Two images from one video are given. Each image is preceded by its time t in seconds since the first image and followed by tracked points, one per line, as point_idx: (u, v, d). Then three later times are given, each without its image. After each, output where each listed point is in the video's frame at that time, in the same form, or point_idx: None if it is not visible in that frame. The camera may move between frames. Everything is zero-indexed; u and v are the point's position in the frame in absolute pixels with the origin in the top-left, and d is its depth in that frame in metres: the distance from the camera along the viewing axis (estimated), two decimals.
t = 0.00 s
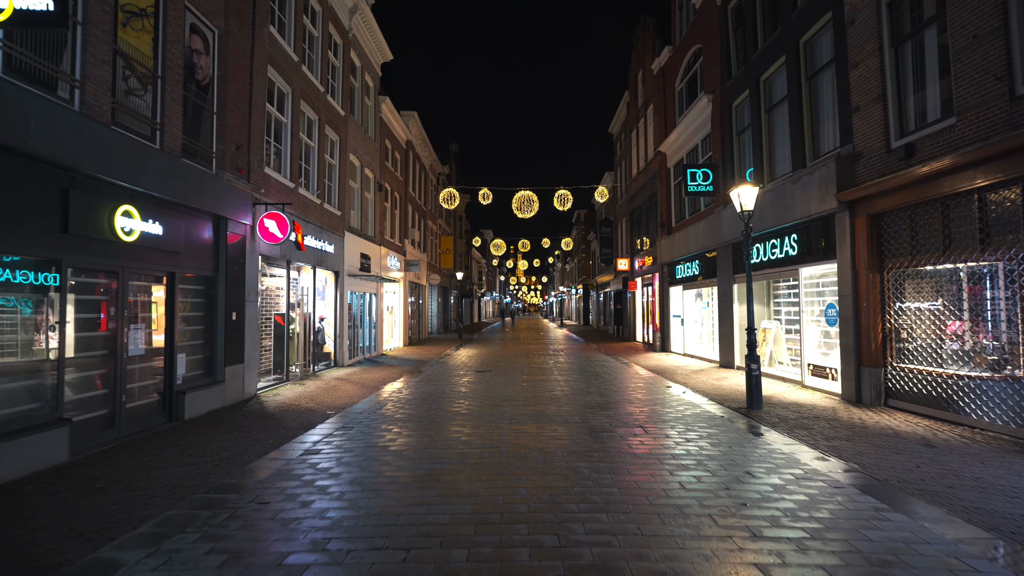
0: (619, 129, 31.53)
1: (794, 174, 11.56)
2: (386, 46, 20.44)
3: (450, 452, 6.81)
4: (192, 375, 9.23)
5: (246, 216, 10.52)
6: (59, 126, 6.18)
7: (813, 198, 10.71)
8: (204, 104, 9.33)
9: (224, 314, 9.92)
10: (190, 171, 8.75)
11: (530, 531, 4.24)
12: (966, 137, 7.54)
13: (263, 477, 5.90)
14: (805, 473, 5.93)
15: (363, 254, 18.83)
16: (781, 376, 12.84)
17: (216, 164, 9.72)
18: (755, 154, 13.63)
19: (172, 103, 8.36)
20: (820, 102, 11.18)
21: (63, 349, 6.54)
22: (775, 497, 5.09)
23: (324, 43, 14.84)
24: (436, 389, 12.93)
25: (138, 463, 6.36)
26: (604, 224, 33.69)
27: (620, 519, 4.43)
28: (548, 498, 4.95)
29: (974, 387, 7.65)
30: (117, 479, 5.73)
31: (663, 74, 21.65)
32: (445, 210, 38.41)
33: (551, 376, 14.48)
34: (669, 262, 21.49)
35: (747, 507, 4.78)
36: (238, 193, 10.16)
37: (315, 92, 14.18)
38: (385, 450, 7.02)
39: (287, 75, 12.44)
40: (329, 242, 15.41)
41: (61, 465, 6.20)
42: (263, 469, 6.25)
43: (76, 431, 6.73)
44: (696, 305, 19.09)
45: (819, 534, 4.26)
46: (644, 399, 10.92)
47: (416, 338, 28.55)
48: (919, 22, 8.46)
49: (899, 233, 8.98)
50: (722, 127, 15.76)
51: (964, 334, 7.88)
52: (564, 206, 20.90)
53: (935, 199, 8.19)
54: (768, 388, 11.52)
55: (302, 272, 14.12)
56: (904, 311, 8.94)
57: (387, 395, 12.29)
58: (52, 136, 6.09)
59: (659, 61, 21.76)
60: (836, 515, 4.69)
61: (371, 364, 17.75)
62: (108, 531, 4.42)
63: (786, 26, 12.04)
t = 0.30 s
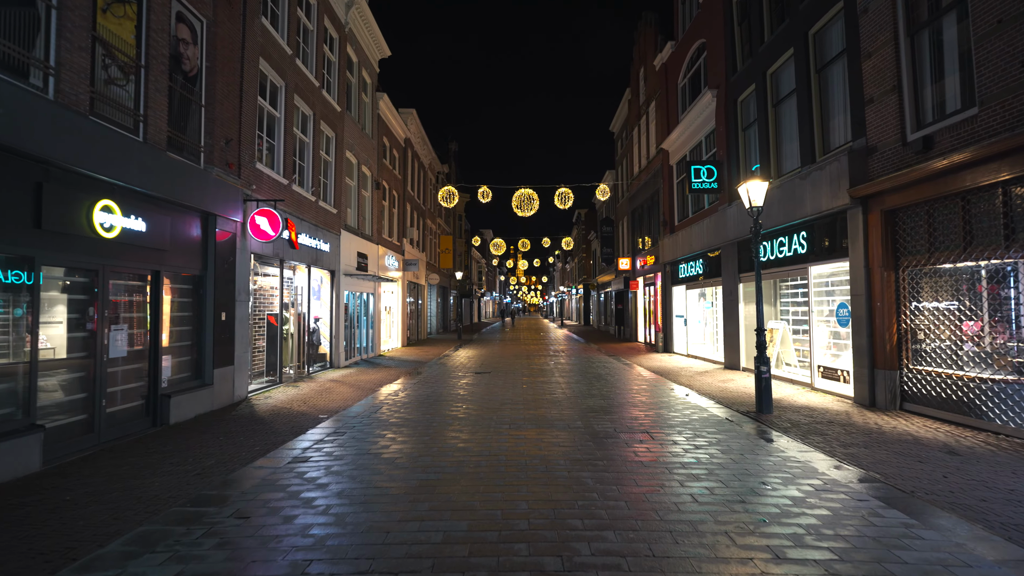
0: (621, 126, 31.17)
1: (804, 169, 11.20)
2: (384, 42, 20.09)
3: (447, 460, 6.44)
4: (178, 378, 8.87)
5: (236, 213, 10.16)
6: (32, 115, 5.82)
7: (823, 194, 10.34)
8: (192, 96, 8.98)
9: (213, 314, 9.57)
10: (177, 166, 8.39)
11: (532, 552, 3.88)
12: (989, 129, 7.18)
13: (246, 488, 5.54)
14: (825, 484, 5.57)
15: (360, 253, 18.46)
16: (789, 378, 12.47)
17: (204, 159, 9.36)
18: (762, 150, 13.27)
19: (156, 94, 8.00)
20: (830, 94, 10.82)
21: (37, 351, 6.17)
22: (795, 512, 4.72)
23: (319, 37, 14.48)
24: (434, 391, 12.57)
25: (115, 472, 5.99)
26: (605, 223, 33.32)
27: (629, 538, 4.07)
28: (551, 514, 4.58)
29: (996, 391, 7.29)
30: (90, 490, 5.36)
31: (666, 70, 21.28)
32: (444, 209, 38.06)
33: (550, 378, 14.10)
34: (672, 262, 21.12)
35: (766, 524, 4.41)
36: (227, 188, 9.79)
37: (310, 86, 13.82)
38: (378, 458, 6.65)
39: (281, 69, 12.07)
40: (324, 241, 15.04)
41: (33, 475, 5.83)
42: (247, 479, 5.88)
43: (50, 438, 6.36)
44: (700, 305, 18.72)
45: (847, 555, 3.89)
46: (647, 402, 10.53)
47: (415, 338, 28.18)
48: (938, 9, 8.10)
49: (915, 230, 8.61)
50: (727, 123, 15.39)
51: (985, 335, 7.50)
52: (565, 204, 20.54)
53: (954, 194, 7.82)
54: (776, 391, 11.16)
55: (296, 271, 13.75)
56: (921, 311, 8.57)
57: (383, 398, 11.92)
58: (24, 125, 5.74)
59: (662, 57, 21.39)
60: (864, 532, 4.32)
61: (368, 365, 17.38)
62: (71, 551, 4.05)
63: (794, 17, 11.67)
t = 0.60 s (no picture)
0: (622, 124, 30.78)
1: (812, 165, 10.82)
2: (380, 37, 19.71)
3: (439, 471, 6.05)
4: (161, 382, 8.49)
5: (223, 210, 9.78)
6: None
7: (833, 190, 9.96)
8: (175, 87, 8.60)
9: (197, 316, 9.19)
10: (158, 160, 8.02)
11: None
12: (1012, 119, 6.80)
13: (223, 503, 5.15)
14: (844, 497, 5.18)
15: (355, 252, 18.07)
16: (796, 381, 12.09)
17: (189, 153, 8.98)
18: (768, 146, 12.89)
19: (136, 84, 7.62)
20: (840, 87, 10.44)
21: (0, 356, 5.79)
22: (816, 531, 4.33)
23: (313, 30, 14.10)
24: (431, 395, 12.18)
25: (84, 484, 5.61)
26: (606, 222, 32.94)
27: (635, 564, 3.69)
28: (550, 535, 4.19)
29: (1020, 397, 6.90)
30: (53, 506, 4.98)
31: (667, 66, 20.90)
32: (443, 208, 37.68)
33: (549, 380, 13.69)
34: (674, 261, 20.73)
35: (785, 546, 4.02)
36: (213, 184, 9.41)
37: (302, 80, 13.44)
38: (366, 468, 6.26)
39: (271, 62, 11.70)
40: (318, 239, 14.64)
41: None
42: (225, 492, 5.49)
43: (17, 448, 5.98)
44: (703, 306, 18.33)
45: None
46: (649, 406, 10.13)
47: (413, 339, 27.77)
48: None
49: (931, 227, 8.23)
50: (731, 118, 15.01)
51: (1007, 337, 7.10)
52: (565, 203, 20.15)
53: (973, 189, 7.44)
54: (784, 395, 10.77)
55: (288, 271, 13.38)
56: (937, 312, 8.18)
57: (378, 401, 11.53)
58: None
59: (663, 53, 21.01)
60: (892, 556, 3.94)
61: (364, 367, 16.99)
62: None
63: (801, 8, 11.30)
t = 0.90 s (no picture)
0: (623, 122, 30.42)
1: (822, 160, 10.46)
2: (378, 32, 19.35)
3: (433, 481, 5.68)
4: (144, 385, 8.13)
5: (212, 206, 9.42)
6: None
7: (845, 186, 9.59)
8: (159, 77, 8.24)
9: (184, 316, 8.83)
10: (141, 152, 7.66)
11: None
12: None
13: (200, 518, 4.79)
14: (869, 512, 4.81)
15: (352, 251, 17.70)
16: (804, 383, 11.74)
17: (175, 147, 8.62)
18: (775, 141, 12.53)
19: (116, 72, 7.26)
20: (852, 79, 10.08)
21: None
22: (842, 552, 3.97)
23: (307, 22, 13.73)
24: (428, 397, 11.80)
25: (53, 496, 5.24)
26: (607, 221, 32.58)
27: None
28: (552, 557, 3.83)
29: None
30: (16, 521, 4.61)
31: (670, 62, 20.55)
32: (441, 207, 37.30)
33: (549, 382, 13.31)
34: (676, 260, 20.37)
35: (811, 570, 3.66)
36: (201, 179, 9.05)
37: (296, 74, 13.07)
38: (356, 477, 5.89)
39: (263, 54, 11.33)
40: (312, 238, 14.26)
41: None
42: (203, 504, 5.12)
43: None
44: (706, 306, 17.99)
45: None
46: (651, 410, 9.76)
47: (411, 339, 27.38)
48: None
49: (949, 223, 7.87)
50: (737, 114, 14.64)
51: None
52: (566, 201, 19.79)
53: (996, 183, 7.07)
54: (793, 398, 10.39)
55: (282, 270, 13.03)
56: (955, 312, 7.82)
57: (374, 404, 11.18)
58: None
59: (666, 48, 20.66)
60: None
61: (360, 368, 16.64)
62: None
63: None
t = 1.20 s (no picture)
0: (625, 120, 30.06)
1: (833, 155, 10.09)
2: (376, 27, 18.99)
3: (428, 494, 5.31)
4: (127, 390, 7.74)
5: (200, 203, 9.05)
6: None
7: (859, 182, 9.22)
8: (142, 66, 7.87)
9: (170, 317, 8.46)
10: (122, 145, 7.28)
11: None
12: None
13: (174, 537, 4.41)
14: (899, 531, 4.43)
15: (348, 249, 17.31)
16: (813, 386, 11.37)
17: (160, 140, 8.25)
18: (783, 136, 12.15)
19: (95, 60, 6.88)
20: (865, 71, 9.71)
21: None
22: None
23: (302, 15, 13.37)
24: (424, 401, 11.44)
25: (18, 512, 4.86)
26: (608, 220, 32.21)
27: None
28: None
29: None
30: None
31: (673, 57, 20.19)
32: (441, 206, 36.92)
33: (549, 385, 12.89)
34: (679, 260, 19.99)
35: None
36: (187, 174, 8.68)
37: (290, 67, 12.70)
38: (346, 490, 5.51)
39: (255, 46, 10.96)
40: (307, 236, 13.88)
41: None
42: (180, 521, 4.74)
43: None
44: (710, 306, 17.62)
45: None
46: (652, 415, 9.35)
47: (409, 340, 27.00)
48: None
49: (971, 220, 7.50)
50: (743, 109, 14.27)
51: None
52: (567, 199, 19.41)
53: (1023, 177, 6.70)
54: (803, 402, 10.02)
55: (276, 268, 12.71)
56: (977, 314, 7.45)
57: (370, 407, 10.81)
58: None
59: (669, 44, 20.30)
60: None
61: (357, 370, 16.27)
62: None
63: None
